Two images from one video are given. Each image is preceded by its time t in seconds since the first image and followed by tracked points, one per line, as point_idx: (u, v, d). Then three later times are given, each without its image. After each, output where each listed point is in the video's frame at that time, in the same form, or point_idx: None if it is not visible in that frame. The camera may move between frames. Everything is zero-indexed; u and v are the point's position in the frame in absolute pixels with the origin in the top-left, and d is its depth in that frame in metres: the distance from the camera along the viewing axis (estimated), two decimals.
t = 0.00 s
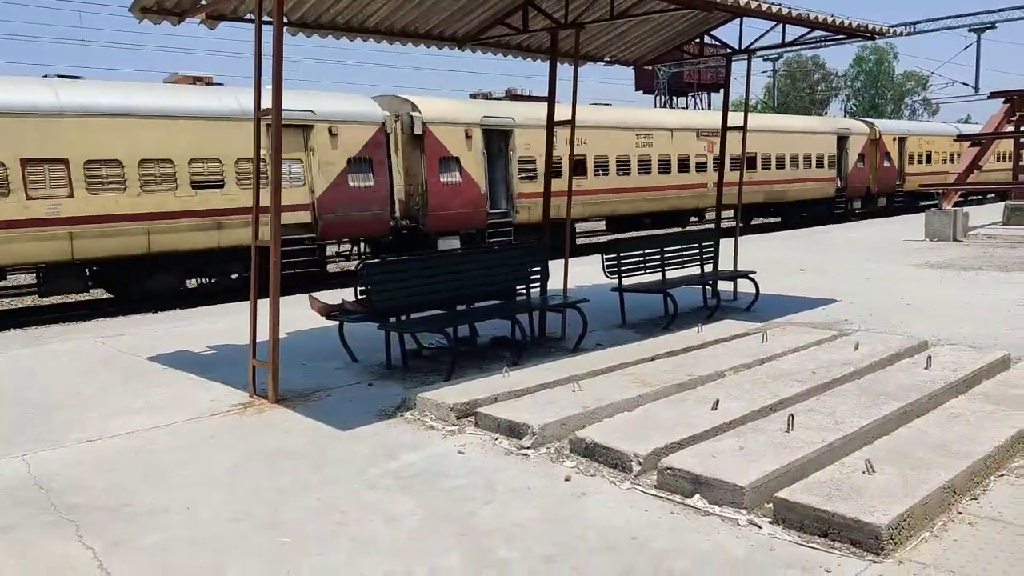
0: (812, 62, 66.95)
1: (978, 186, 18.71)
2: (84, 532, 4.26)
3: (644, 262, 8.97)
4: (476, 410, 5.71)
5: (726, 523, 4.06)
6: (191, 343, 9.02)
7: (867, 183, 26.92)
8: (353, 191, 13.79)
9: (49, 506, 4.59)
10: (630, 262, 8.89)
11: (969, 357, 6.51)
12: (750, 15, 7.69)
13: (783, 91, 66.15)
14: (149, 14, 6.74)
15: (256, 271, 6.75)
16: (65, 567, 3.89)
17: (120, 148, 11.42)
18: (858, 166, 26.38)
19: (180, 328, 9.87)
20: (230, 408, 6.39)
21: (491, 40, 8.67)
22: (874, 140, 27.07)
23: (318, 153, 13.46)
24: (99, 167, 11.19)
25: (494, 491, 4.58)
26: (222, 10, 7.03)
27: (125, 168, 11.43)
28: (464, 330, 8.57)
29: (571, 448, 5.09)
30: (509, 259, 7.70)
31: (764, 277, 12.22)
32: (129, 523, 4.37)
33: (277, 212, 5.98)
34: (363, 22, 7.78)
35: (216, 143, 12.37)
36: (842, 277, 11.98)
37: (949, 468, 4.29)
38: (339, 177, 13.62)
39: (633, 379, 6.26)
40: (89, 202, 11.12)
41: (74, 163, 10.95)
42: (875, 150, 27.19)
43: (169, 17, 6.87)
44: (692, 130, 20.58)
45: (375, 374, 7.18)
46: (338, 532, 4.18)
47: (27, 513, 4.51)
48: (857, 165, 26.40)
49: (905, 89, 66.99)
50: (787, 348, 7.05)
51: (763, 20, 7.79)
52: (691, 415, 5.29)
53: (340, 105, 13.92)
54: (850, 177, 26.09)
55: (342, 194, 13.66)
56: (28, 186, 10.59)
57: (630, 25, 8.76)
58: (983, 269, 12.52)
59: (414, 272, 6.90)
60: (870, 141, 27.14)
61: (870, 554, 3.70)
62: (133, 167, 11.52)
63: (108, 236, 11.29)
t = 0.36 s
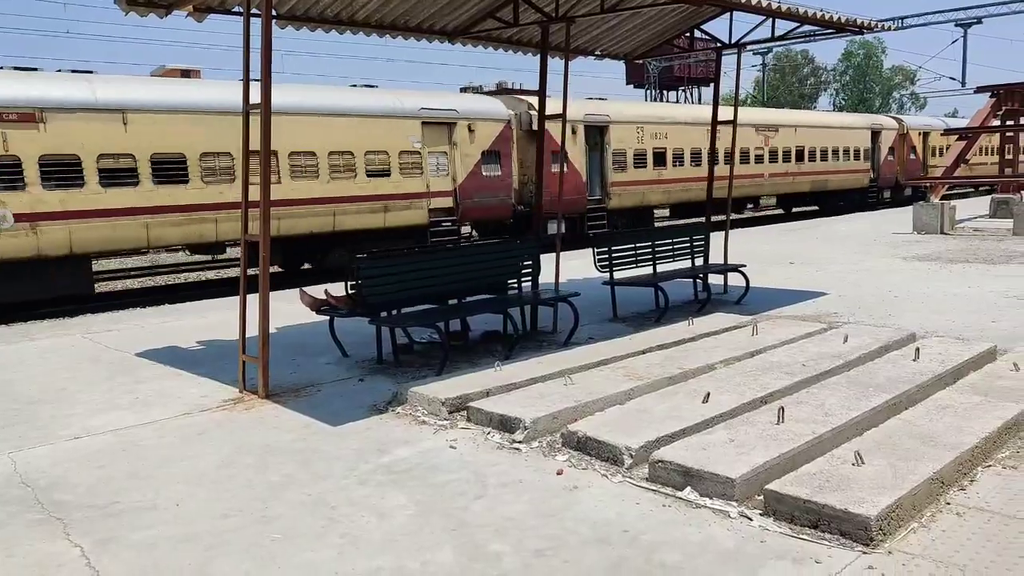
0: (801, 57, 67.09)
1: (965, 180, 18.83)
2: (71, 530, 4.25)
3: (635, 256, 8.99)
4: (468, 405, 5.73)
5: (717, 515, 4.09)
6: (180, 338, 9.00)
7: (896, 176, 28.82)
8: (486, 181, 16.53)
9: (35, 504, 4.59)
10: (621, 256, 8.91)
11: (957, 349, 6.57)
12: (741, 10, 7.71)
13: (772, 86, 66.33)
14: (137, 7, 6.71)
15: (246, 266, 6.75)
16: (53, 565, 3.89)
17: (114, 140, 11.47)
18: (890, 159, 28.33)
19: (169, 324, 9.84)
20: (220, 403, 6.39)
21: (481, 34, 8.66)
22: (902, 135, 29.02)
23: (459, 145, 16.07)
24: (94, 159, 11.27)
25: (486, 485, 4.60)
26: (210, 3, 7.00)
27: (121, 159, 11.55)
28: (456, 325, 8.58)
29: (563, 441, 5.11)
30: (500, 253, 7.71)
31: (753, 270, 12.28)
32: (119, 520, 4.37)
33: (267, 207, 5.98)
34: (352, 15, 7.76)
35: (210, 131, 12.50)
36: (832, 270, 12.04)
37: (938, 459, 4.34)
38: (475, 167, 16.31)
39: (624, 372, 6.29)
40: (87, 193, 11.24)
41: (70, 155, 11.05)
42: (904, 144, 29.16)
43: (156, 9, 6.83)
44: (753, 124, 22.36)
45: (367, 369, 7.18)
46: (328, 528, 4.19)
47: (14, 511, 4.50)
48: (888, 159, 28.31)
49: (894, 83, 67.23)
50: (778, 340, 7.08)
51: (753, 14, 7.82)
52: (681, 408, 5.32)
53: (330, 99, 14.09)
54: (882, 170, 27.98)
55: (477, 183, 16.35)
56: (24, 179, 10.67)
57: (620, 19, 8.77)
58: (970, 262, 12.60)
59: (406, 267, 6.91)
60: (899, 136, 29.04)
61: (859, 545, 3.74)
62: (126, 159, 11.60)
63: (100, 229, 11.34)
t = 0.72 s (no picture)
0: (786, 56, 67.39)
1: (948, 179, 18.94)
2: (52, 527, 4.21)
3: (621, 253, 9.00)
4: (453, 402, 5.71)
5: (701, 513, 4.10)
6: (163, 335, 8.93)
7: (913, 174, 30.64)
8: (574, 173, 18.13)
9: (15, 502, 4.54)
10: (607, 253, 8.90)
11: (940, 348, 6.62)
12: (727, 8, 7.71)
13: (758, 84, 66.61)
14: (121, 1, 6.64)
15: (229, 263, 6.69)
16: (33, 563, 3.84)
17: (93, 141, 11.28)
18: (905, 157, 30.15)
19: (151, 320, 9.77)
20: (204, 400, 6.35)
21: (468, 31, 8.63)
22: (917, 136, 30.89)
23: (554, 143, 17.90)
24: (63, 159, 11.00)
25: (470, 483, 4.59)
26: None
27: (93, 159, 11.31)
28: (442, 322, 8.56)
29: (548, 439, 5.11)
30: (485, 250, 7.69)
31: (738, 268, 12.32)
32: (101, 517, 4.33)
33: (252, 203, 5.94)
34: (339, 11, 7.72)
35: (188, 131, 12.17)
36: (817, 268, 12.09)
37: (920, 457, 4.36)
38: (564, 163, 17.93)
39: (609, 370, 6.29)
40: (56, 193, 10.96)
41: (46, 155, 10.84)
42: (920, 145, 30.95)
43: (140, 5, 6.76)
44: (793, 125, 24.56)
45: (352, 366, 7.15)
46: (312, 525, 4.17)
47: None
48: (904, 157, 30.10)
49: (878, 83, 67.59)
50: (762, 339, 7.10)
51: (739, 13, 7.83)
52: (666, 405, 5.33)
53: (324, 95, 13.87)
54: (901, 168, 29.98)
55: (567, 176, 18.00)
56: None
57: (606, 17, 8.76)
58: (953, 261, 12.68)
59: (392, 263, 6.88)
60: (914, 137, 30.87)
61: (843, 543, 3.75)
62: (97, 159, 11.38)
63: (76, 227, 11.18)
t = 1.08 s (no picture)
0: (781, 56, 67.52)
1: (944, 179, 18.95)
2: (48, 528, 4.18)
3: (615, 253, 8.98)
4: (448, 403, 5.69)
5: (697, 513, 4.09)
6: (158, 335, 8.90)
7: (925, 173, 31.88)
8: (654, 170, 20.67)
9: (9, 503, 4.50)
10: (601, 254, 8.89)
11: (935, 348, 6.61)
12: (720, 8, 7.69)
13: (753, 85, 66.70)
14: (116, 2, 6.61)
15: (225, 263, 6.66)
16: (27, 564, 3.82)
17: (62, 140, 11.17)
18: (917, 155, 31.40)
19: (146, 321, 9.74)
20: (199, 401, 6.32)
21: (463, 32, 8.61)
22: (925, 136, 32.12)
23: (637, 143, 20.21)
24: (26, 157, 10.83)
25: (466, 483, 4.58)
26: None
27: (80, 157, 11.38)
28: (436, 322, 8.54)
29: (543, 439, 5.10)
30: (480, 250, 7.67)
31: (733, 268, 12.32)
32: (95, 517, 4.30)
33: (247, 204, 5.91)
34: (333, 12, 7.70)
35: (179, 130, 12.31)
36: (813, 268, 12.09)
37: (916, 458, 4.35)
38: (646, 161, 20.41)
39: (605, 370, 6.28)
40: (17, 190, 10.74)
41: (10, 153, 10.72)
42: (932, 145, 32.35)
43: (136, 6, 6.73)
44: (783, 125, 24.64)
45: (347, 366, 7.13)
46: (308, 526, 4.15)
47: None
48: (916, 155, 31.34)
49: (873, 83, 67.70)
50: (756, 339, 7.09)
51: (733, 14, 7.82)
52: (662, 405, 5.32)
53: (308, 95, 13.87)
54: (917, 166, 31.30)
55: (647, 173, 20.53)
56: None
57: (601, 18, 8.75)
58: (949, 261, 12.69)
59: (387, 264, 6.87)
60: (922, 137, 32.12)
61: (839, 543, 3.74)
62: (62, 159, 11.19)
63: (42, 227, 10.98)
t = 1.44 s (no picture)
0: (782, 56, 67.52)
1: (945, 180, 18.93)
2: (49, 527, 4.17)
3: (614, 254, 8.97)
4: (447, 403, 5.68)
5: (696, 514, 4.07)
6: (159, 335, 8.89)
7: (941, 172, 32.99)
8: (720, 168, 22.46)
9: (11, 502, 4.49)
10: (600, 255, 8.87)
11: (936, 349, 6.60)
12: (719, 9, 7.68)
13: (753, 86, 66.74)
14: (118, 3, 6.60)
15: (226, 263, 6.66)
16: (29, 563, 3.81)
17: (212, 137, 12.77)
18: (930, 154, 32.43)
19: (147, 321, 9.73)
20: (199, 401, 6.31)
21: (463, 33, 8.61)
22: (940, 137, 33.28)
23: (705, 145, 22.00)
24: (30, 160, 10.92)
25: (465, 484, 4.57)
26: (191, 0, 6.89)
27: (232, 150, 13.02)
28: (435, 323, 8.54)
29: (542, 440, 5.08)
30: (479, 251, 7.67)
31: (733, 270, 12.31)
32: (97, 517, 4.29)
33: (247, 204, 5.90)
34: (334, 13, 7.69)
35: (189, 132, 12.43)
36: (812, 269, 12.08)
37: (917, 460, 4.34)
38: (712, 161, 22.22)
39: (604, 371, 6.27)
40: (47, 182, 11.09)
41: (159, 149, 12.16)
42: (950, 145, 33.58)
43: (137, 7, 6.71)
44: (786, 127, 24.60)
45: (346, 367, 7.12)
46: (308, 526, 4.14)
47: None
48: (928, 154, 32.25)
49: (873, 83, 67.74)
50: (756, 340, 7.08)
51: (733, 14, 7.80)
52: (662, 406, 5.31)
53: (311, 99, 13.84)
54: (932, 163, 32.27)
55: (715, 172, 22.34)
56: None
57: (601, 18, 8.74)
58: (950, 262, 12.68)
59: (387, 264, 6.86)
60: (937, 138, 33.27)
61: (839, 545, 3.73)
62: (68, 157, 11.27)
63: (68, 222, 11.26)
